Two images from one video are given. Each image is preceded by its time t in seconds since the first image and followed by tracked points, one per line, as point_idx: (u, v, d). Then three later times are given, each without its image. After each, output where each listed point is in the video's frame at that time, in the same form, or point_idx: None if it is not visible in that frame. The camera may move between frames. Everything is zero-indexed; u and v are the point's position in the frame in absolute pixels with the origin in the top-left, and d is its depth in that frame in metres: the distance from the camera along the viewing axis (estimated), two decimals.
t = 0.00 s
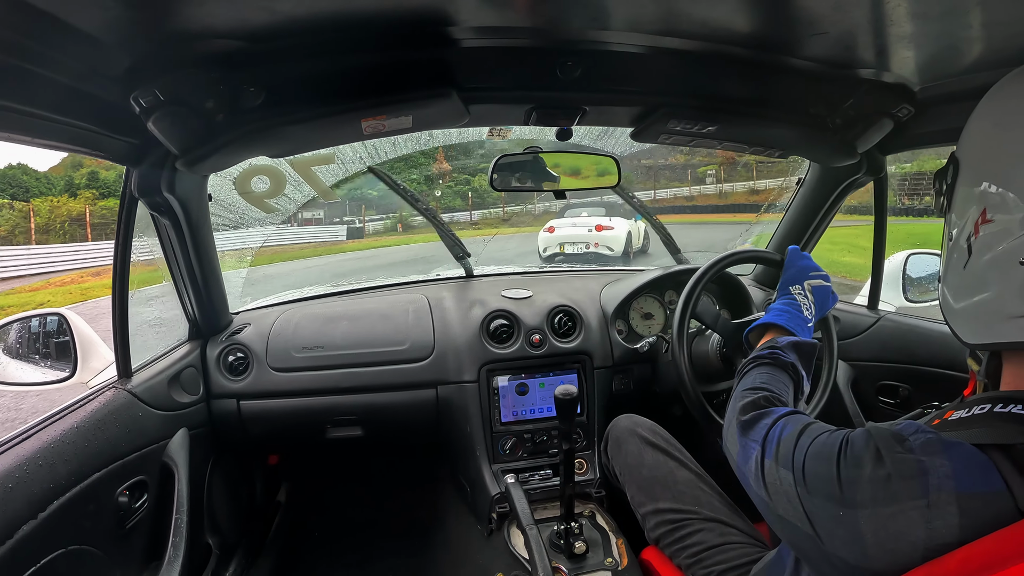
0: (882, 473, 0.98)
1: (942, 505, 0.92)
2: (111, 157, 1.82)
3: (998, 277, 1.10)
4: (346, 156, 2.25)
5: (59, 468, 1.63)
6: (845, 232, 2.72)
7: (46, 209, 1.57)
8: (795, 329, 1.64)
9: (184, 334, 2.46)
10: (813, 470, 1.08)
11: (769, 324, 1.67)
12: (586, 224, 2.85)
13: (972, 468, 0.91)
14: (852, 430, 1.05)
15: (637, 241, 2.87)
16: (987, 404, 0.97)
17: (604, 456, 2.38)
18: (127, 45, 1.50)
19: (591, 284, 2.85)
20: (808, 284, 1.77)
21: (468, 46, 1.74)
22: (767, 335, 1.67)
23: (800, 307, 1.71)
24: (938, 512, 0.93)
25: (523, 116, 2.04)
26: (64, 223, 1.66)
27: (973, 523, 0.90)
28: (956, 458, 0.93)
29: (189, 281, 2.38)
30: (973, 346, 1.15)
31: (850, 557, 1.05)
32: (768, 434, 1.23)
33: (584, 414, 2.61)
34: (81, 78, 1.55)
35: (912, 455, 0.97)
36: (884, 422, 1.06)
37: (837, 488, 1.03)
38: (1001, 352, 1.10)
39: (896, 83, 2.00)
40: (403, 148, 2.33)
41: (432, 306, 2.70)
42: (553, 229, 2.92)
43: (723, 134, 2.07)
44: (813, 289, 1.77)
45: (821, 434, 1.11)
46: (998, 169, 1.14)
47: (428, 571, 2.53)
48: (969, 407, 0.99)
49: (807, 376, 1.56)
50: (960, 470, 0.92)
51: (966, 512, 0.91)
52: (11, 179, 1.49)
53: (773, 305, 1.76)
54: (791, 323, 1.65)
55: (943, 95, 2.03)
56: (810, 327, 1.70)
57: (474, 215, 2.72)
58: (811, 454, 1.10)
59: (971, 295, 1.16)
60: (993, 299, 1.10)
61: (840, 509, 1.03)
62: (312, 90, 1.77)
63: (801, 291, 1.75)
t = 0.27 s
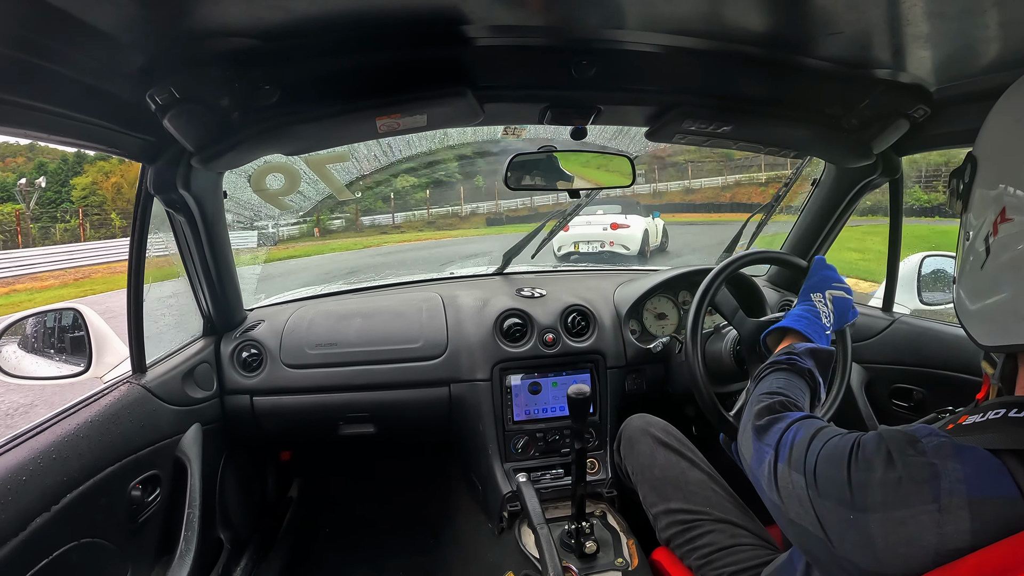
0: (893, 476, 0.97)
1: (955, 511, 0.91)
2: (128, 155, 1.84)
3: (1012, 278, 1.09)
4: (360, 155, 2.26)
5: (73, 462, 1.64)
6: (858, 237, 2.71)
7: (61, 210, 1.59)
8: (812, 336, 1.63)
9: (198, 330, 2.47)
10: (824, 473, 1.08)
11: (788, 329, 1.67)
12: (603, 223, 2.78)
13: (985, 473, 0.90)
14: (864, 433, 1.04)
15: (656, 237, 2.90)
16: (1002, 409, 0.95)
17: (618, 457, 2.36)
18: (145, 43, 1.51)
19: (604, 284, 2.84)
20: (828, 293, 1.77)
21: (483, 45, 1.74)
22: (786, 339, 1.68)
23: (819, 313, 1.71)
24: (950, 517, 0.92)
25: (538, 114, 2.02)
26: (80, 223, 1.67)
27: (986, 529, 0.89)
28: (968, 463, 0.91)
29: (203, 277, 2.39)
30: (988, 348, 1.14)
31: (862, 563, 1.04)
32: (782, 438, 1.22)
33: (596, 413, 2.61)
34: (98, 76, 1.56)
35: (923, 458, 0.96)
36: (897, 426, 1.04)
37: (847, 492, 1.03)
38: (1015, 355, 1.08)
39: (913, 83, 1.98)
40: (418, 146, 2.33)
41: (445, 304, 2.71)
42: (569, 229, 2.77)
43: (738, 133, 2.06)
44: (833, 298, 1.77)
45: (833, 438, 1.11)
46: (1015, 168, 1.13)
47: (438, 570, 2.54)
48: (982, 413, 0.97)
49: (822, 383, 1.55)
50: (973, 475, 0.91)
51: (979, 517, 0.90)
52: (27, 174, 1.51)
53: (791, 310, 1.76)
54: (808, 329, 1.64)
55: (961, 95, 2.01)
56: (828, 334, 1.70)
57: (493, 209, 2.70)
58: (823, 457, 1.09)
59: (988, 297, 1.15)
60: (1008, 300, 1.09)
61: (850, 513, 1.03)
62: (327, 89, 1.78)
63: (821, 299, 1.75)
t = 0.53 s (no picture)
0: (901, 480, 0.96)
1: (962, 516, 0.90)
2: (139, 150, 1.85)
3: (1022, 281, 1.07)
4: (370, 152, 2.27)
5: (82, 455, 1.65)
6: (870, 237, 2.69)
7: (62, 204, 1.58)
8: (822, 336, 1.63)
9: (208, 325, 2.49)
10: (831, 475, 1.07)
11: (798, 329, 1.67)
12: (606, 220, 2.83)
13: (993, 478, 0.88)
14: (871, 436, 1.04)
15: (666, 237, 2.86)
16: (1009, 413, 0.95)
17: (626, 456, 2.36)
18: (156, 40, 1.52)
19: (614, 282, 2.84)
20: (839, 294, 1.76)
21: (493, 42, 1.74)
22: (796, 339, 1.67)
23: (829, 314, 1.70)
24: (957, 521, 0.91)
25: (548, 111, 2.02)
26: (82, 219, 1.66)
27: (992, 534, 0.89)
28: (975, 467, 0.90)
29: (214, 274, 2.41)
30: (997, 351, 1.13)
31: (869, 566, 1.03)
32: (789, 440, 1.22)
33: (604, 412, 2.61)
34: (110, 73, 1.57)
35: (931, 462, 0.95)
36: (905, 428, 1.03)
37: (853, 495, 1.02)
38: None
39: (924, 83, 1.96)
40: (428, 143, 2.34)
41: (454, 301, 2.71)
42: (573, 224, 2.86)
43: (749, 132, 2.05)
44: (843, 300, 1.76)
45: (840, 440, 1.10)
46: None
47: (445, 567, 2.55)
48: (991, 416, 0.97)
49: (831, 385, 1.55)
50: (980, 479, 0.89)
51: (985, 521, 0.89)
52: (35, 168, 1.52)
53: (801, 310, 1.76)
54: (819, 329, 1.64)
55: (975, 95, 1.99)
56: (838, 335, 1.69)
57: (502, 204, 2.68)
58: (829, 459, 1.09)
59: (998, 300, 1.14)
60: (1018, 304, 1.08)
61: (855, 516, 1.02)
62: (338, 86, 1.78)
63: (832, 300, 1.74)
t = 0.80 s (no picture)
0: (905, 481, 0.96)
1: (966, 518, 0.90)
2: (144, 147, 1.85)
3: None
4: (376, 149, 2.28)
5: (86, 450, 1.66)
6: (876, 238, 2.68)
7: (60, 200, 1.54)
8: (827, 336, 1.62)
9: (212, 321, 2.50)
10: (834, 476, 1.07)
11: (802, 330, 1.67)
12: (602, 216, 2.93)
13: (997, 480, 0.88)
14: (875, 437, 1.04)
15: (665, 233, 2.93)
16: (1013, 416, 0.96)
17: (630, 456, 2.36)
18: (163, 37, 1.52)
19: (619, 281, 2.83)
20: (844, 293, 1.75)
21: (500, 40, 1.74)
22: (800, 340, 1.68)
23: (833, 313, 1.70)
24: (960, 524, 0.90)
25: (554, 109, 2.01)
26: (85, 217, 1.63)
27: (996, 536, 0.88)
28: (980, 470, 0.90)
29: (219, 271, 2.41)
30: (1002, 353, 1.12)
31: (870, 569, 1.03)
32: (792, 441, 1.22)
33: (608, 411, 2.60)
34: (117, 69, 1.58)
35: (935, 463, 0.95)
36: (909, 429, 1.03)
37: (856, 495, 1.02)
38: None
39: (930, 83, 1.96)
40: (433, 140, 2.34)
41: (459, 299, 2.71)
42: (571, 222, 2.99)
43: (755, 132, 2.05)
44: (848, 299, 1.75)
45: (844, 441, 1.10)
46: None
47: (447, 566, 2.55)
48: (995, 419, 0.99)
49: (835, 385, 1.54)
50: (985, 481, 0.89)
51: (989, 524, 0.88)
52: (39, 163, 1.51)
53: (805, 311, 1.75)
54: (823, 330, 1.63)
55: (982, 95, 1.99)
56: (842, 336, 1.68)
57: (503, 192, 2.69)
58: (833, 460, 1.09)
59: (1003, 302, 1.13)
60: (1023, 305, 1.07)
61: (858, 517, 1.02)
62: (344, 83, 1.78)
63: (836, 300, 1.74)
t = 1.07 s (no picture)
0: (910, 481, 0.96)
1: (972, 520, 0.90)
2: (151, 143, 1.86)
3: None
4: (382, 146, 2.28)
5: (91, 445, 1.67)
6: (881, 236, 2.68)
7: (59, 197, 1.52)
8: (831, 332, 1.62)
9: (218, 317, 2.51)
10: (838, 475, 1.07)
11: (806, 326, 1.67)
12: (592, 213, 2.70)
13: (1003, 481, 0.88)
14: (880, 436, 1.03)
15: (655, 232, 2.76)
16: (1020, 416, 0.94)
17: (634, 453, 2.36)
18: (169, 33, 1.52)
19: (623, 278, 2.83)
20: (848, 287, 1.75)
21: (505, 37, 1.74)
22: (804, 336, 1.68)
23: (837, 309, 1.70)
24: (965, 524, 0.90)
25: (559, 106, 2.02)
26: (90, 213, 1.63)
27: (1002, 536, 0.89)
28: (986, 471, 0.90)
29: (224, 266, 2.42)
30: (1006, 352, 1.12)
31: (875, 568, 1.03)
32: (797, 439, 1.21)
33: (612, 408, 2.61)
34: (122, 65, 1.58)
35: (940, 463, 0.94)
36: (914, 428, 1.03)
37: (860, 495, 1.02)
38: None
39: (938, 81, 1.95)
40: (439, 137, 2.34)
41: (464, 296, 2.71)
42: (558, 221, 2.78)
43: (761, 129, 2.05)
44: (853, 293, 1.75)
45: (849, 440, 1.10)
46: None
47: (451, 562, 2.55)
48: (1000, 419, 0.97)
49: (839, 382, 1.54)
50: (991, 483, 0.89)
51: (994, 524, 0.89)
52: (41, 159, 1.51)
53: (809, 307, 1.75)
54: (827, 326, 1.63)
55: (990, 94, 1.98)
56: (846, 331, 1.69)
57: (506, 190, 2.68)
58: (837, 458, 1.08)
59: (1006, 301, 1.13)
60: None
61: (864, 516, 1.01)
62: (350, 80, 1.79)
63: (840, 294, 1.73)
